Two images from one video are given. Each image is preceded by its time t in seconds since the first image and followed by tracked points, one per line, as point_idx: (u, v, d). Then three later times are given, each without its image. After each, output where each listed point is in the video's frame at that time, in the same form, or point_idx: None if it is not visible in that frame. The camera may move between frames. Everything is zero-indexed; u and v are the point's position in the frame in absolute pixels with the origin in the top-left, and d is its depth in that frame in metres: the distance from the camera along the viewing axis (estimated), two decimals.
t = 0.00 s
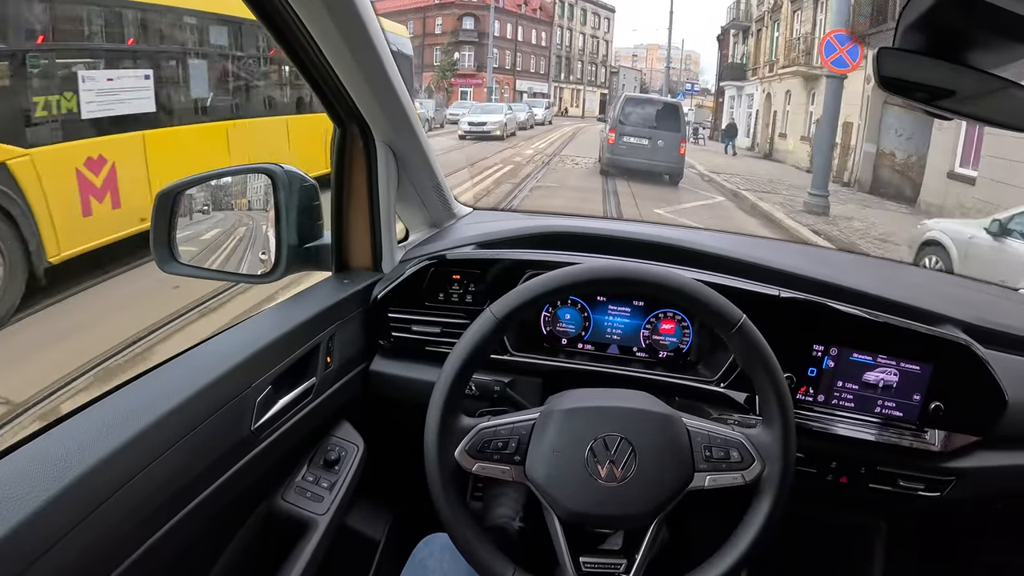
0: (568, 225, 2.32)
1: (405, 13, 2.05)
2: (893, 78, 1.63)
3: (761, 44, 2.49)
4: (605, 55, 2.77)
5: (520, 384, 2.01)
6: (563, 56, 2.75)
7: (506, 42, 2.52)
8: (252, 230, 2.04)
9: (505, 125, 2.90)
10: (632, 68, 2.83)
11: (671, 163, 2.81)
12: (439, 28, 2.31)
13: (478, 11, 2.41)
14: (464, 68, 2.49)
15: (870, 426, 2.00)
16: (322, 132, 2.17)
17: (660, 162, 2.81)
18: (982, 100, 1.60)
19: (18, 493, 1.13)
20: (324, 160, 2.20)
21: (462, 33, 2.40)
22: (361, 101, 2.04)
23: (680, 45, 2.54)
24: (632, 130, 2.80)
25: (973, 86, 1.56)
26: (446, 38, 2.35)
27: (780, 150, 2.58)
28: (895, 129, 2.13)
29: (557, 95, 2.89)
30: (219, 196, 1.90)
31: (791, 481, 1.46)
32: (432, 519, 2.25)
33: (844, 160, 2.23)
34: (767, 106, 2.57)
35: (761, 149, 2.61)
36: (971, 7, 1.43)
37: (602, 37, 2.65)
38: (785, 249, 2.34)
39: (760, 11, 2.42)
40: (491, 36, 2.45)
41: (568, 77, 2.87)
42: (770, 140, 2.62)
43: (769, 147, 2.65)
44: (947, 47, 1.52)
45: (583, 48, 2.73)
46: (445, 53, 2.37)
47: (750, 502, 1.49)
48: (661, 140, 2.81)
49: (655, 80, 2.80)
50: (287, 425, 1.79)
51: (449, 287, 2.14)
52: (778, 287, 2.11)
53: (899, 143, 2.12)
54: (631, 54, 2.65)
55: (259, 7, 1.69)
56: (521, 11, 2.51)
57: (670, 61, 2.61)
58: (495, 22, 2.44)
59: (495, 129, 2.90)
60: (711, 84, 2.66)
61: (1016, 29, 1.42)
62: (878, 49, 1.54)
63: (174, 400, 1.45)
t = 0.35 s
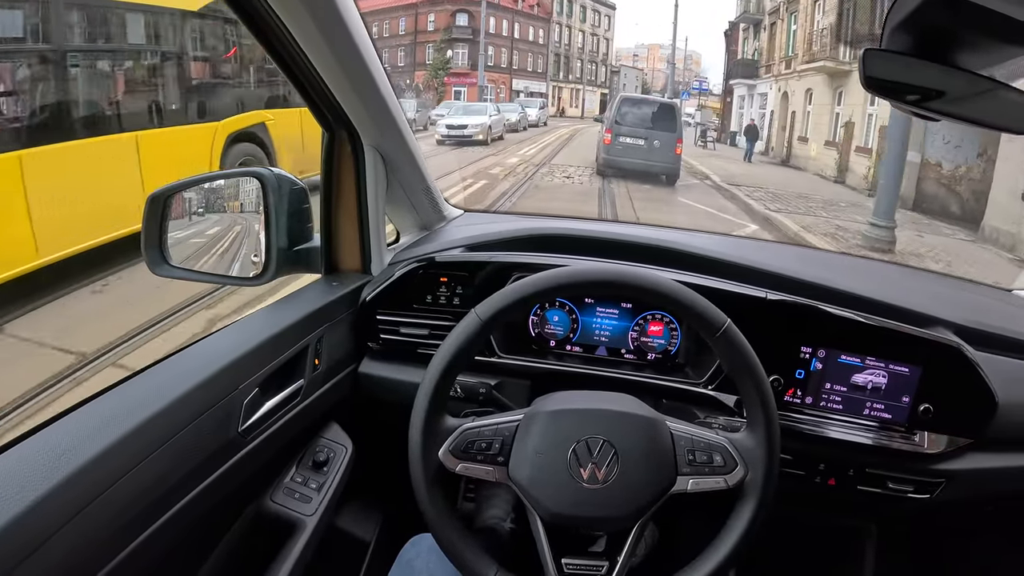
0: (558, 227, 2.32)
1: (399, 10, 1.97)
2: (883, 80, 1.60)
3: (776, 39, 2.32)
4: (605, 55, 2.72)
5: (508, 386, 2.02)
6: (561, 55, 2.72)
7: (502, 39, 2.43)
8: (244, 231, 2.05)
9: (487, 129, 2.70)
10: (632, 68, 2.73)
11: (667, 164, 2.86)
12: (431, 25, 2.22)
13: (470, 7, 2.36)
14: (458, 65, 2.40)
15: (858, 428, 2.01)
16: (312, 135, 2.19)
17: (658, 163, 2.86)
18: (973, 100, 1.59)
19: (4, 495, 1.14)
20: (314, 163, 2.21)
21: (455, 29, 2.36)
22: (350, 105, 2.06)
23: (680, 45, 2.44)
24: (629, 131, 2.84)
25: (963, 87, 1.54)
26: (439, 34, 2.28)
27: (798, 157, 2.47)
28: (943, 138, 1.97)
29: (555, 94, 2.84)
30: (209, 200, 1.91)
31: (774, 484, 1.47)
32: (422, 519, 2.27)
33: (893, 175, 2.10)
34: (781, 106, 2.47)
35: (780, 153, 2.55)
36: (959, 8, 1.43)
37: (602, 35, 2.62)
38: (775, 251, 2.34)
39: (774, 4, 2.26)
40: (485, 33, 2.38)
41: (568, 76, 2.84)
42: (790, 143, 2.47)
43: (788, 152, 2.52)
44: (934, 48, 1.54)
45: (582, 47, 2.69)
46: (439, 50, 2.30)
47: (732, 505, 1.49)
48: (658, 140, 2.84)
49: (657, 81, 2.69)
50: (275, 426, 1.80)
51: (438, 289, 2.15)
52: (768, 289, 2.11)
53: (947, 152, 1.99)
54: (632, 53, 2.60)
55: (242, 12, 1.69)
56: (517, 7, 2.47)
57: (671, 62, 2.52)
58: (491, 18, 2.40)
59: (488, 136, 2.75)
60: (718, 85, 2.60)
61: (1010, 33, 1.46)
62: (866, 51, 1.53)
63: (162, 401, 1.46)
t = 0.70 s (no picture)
0: (558, 227, 2.34)
1: (391, 6, 1.97)
2: (879, 84, 1.63)
3: (792, 32, 2.19)
4: (604, 52, 2.79)
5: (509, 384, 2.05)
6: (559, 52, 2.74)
7: (496, 35, 2.41)
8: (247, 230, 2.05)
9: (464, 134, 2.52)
10: (634, 65, 2.77)
11: (665, 163, 2.63)
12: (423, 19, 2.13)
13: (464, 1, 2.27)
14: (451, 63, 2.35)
15: (854, 427, 2.03)
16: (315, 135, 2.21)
17: (655, 162, 2.65)
18: (967, 103, 1.62)
19: (17, 492, 1.17)
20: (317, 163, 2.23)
21: (448, 25, 2.27)
22: (353, 106, 2.08)
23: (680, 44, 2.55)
24: (627, 130, 2.65)
25: (956, 91, 1.57)
26: (432, 31, 2.21)
27: (821, 163, 2.28)
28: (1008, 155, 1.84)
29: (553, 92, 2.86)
30: (213, 199, 1.89)
31: (771, 482, 1.49)
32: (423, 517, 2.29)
33: (934, 184, 1.97)
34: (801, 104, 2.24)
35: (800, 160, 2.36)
36: (952, 14, 1.47)
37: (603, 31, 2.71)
38: (772, 251, 2.37)
39: None
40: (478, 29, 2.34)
41: (567, 75, 2.87)
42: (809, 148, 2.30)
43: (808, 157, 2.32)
44: (929, 53, 1.57)
45: (582, 44, 2.78)
46: (431, 47, 2.22)
47: (731, 502, 1.52)
48: (655, 139, 2.63)
49: (659, 80, 2.69)
50: (279, 425, 1.82)
51: (439, 288, 2.17)
52: (765, 289, 2.14)
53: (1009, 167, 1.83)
54: (633, 53, 2.73)
55: (243, 5, 1.69)
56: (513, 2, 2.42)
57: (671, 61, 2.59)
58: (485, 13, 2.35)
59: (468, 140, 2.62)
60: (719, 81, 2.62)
61: (1004, 37, 1.50)
62: (861, 55, 1.56)
63: (170, 400, 1.49)
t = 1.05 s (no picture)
0: (557, 223, 2.32)
1: None
2: (882, 81, 1.61)
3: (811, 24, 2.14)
4: (604, 49, 2.69)
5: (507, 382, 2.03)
6: (556, 48, 2.71)
7: (490, 30, 2.43)
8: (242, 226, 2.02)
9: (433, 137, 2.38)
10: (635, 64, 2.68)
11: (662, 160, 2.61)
12: (414, 15, 2.05)
13: None
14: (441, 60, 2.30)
15: (856, 425, 2.02)
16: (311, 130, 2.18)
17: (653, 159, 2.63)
18: (973, 99, 1.59)
19: (9, 492, 1.14)
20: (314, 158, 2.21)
21: (439, 20, 2.18)
22: (350, 100, 2.06)
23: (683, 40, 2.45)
24: (623, 127, 2.60)
25: (961, 87, 1.56)
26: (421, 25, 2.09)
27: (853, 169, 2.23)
28: None
29: (550, 90, 2.84)
30: (208, 195, 1.87)
31: (774, 481, 1.48)
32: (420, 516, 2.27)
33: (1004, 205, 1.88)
34: (826, 100, 2.09)
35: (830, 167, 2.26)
36: (958, 8, 1.45)
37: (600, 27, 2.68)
38: (772, 248, 2.35)
39: None
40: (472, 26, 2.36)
41: (564, 72, 2.80)
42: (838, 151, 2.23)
43: (835, 163, 2.26)
44: (933, 48, 1.56)
45: (580, 40, 2.72)
46: (420, 43, 2.14)
47: (733, 501, 1.50)
48: (652, 136, 2.60)
49: (659, 79, 2.61)
50: (275, 423, 1.80)
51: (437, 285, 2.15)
52: (766, 286, 2.12)
53: None
54: (631, 51, 2.63)
55: None
56: None
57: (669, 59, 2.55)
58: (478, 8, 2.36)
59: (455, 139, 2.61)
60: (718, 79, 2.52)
61: (1007, 33, 1.48)
62: (864, 50, 1.55)
63: (165, 398, 1.46)
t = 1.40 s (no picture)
0: (550, 220, 2.30)
1: None
2: (876, 76, 1.61)
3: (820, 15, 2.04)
4: (602, 46, 2.78)
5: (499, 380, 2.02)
6: (553, 44, 2.70)
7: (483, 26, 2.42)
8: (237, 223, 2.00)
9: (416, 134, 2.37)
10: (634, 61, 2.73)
11: (658, 158, 2.59)
12: (402, 9, 2.04)
13: None
14: (430, 56, 2.33)
15: (850, 423, 2.00)
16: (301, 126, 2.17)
17: (649, 157, 2.60)
18: (967, 95, 1.58)
19: None
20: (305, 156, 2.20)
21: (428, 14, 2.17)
22: (340, 97, 2.05)
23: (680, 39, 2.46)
24: (621, 125, 2.58)
25: (955, 83, 1.55)
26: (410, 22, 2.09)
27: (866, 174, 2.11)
28: None
29: (546, 88, 2.89)
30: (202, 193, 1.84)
31: (766, 482, 1.46)
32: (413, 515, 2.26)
33: None
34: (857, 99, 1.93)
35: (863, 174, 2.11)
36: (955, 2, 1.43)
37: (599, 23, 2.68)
38: (766, 245, 2.34)
39: None
40: (463, 20, 2.35)
41: (561, 69, 2.87)
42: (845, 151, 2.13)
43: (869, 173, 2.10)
44: (930, 41, 1.54)
45: (578, 35, 2.77)
46: (409, 39, 2.13)
47: (724, 501, 1.49)
48: (648, 134, 2.59)
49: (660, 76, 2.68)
50: (265, 421, 1.78)
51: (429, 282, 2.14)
52: (761, 283, 2.11)
53: None
54: (631, 49, 2.69)
55: None
56: None
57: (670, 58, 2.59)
58: (470, 3, 2.36)
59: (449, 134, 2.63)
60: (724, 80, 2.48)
61: (1004, 26, 1.46)
62: (858, 45, 1.54)
63: (152, 396, 1.45)
